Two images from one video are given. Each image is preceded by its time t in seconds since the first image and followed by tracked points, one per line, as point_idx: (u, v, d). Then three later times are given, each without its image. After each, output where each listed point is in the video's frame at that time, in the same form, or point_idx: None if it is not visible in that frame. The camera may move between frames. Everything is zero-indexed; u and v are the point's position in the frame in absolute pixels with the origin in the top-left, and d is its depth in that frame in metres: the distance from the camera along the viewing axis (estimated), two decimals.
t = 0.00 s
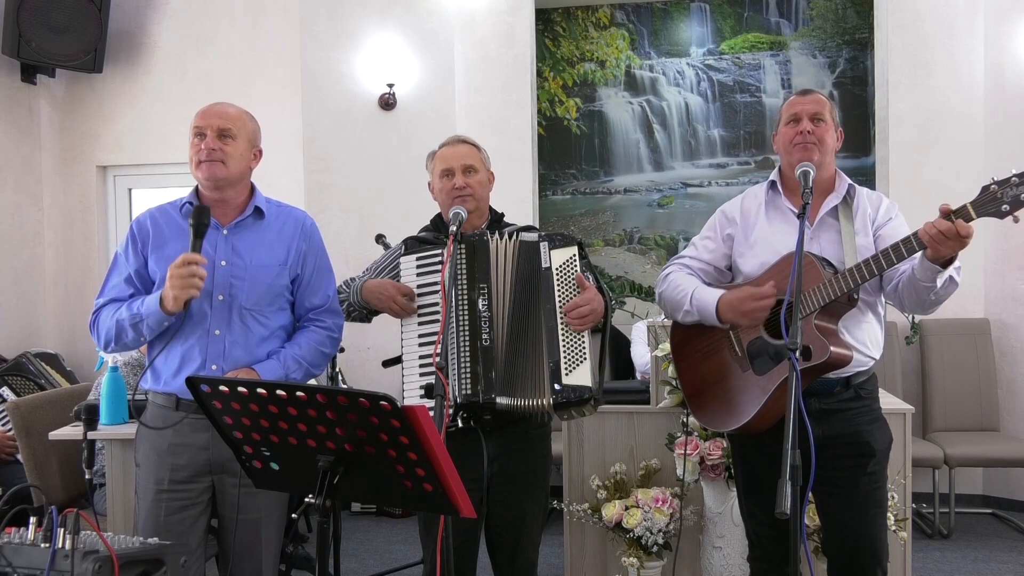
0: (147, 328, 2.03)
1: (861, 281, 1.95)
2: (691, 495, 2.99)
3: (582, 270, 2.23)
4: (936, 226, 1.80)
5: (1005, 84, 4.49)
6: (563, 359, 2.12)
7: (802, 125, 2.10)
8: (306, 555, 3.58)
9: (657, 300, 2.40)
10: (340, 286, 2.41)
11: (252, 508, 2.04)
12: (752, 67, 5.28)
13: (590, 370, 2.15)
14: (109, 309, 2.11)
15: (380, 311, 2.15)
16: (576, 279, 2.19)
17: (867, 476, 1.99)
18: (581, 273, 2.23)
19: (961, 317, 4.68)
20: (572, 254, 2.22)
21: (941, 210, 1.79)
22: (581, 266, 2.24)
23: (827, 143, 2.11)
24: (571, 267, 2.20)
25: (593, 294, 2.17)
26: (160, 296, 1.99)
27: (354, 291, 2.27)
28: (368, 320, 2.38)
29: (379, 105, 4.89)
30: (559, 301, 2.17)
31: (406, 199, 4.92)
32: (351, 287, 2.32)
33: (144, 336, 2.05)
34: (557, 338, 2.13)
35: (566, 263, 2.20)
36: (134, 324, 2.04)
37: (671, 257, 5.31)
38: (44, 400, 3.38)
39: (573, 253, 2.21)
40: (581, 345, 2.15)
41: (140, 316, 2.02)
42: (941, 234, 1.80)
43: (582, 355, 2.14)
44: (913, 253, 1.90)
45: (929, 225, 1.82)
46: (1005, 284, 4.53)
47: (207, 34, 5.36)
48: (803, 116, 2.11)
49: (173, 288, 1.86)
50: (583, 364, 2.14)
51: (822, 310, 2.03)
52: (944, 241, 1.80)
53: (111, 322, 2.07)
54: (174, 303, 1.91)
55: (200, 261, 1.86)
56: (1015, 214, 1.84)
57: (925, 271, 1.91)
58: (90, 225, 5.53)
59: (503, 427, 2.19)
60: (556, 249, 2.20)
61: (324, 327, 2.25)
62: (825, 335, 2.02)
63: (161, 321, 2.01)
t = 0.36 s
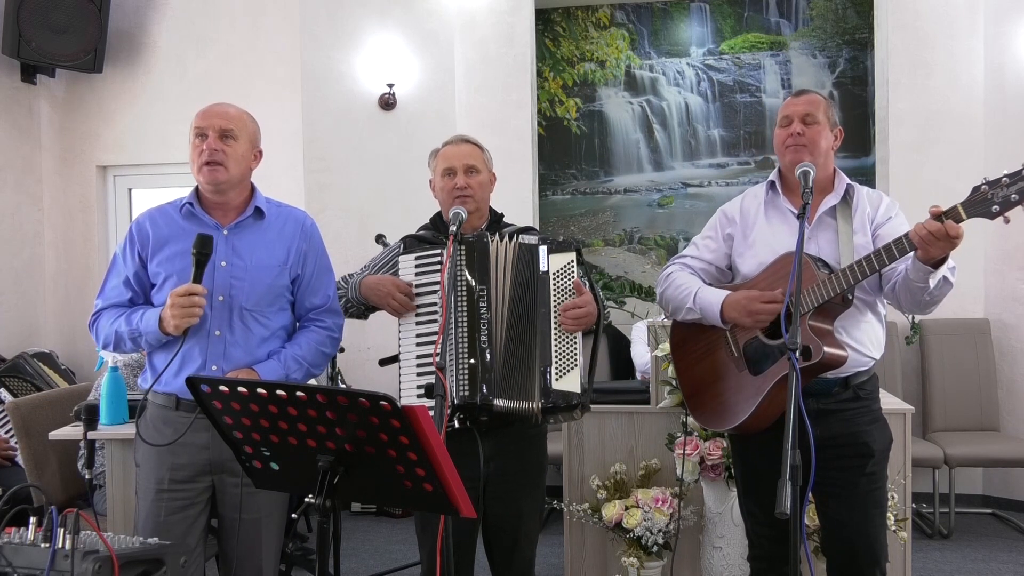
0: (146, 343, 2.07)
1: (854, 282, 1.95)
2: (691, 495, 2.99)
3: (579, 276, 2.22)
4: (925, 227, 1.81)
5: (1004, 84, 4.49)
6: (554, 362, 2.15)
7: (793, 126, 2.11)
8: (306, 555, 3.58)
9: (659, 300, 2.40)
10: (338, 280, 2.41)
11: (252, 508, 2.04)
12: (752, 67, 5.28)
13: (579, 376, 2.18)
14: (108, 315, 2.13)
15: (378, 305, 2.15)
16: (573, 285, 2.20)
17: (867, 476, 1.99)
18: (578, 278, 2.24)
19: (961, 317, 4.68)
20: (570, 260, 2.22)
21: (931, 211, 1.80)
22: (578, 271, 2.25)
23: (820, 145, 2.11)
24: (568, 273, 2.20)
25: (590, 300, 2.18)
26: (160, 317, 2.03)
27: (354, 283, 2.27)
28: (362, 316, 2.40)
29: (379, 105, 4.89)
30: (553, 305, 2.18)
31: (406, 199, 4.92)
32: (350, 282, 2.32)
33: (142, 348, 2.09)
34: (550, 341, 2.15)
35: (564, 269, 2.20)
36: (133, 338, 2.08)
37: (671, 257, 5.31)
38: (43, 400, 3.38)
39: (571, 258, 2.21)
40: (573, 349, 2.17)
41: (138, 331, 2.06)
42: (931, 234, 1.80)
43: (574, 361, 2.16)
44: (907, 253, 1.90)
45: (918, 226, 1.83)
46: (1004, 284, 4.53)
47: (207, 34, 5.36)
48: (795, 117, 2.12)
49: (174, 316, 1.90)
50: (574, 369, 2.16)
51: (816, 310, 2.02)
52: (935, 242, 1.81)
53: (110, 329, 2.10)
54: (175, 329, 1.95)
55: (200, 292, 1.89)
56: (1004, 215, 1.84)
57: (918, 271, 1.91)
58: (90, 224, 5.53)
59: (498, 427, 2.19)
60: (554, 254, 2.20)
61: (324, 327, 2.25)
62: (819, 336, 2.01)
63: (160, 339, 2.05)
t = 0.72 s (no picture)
0: (143, 329, 2.03)
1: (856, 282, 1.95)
2: (691, 495, 2.99)
3: (576, 286, 2.26)
4: (928, 228, 1.81)
5: (1005, 84, 4.50)
6: (543, 368, 2.16)
7: (777, 133, 2.12)
8: (305, 555, 3.58)
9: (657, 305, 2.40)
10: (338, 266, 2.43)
11: (251, 507, 2.04)
12: (752, 67, 5.28)
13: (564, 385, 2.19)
14: (104, 308, 2.12)
15: (373, 284, 2.15)
16: (569, 294, 2.23)
17: (867, 473, 2.00)
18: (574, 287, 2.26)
19: (961, 317, 4.68)
20: (568, 269, 2.25)
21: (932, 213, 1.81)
22: (575, 280, 2.27)
23: (805, 150, 2.11)
24: (565, 281, 2.22)
25: (583, 310, 2.21)
26: (157, 297, 1.99)
27: (353, 264, 2.30)
28: (351, 310, 2.43)
29: (379, 105, 4.89)
30: (548, 311, 2.20)
31: (406, 199, 4.92)
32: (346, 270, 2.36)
33: (140, 336, 2.04)
34: (540, 346, 2.17)
35: (561, 277, 2.22)
36: (130, 324, 2.03)
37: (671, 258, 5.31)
38: (44, 400, 3.38)
39: (570, 267, 2.24)
40: (561, 357, 2.18)
41: (136, 315, 2.02)
42: (934, 235, 1.80)
43: (561, 368, 2.18)
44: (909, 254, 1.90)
45: (921, 227, 1.83)
46: (1004, 284, 4.53)
47: (207, 34, 5.36)
48: (779, 122, 2.12)
49: (171, 288, 1.87)
50: (561, 376, 2.17)
51: (818, 313, 2.03)
52: (938, 243, 1.80)
53: (107, 321, 2.07)
54: (173, 304, 1.92)
55: (197, 263, 1.88)
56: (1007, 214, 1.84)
57: (920, 271, 1.91)
58: (90, 224, 5.53)
59: (492, 427, 2.19)
60: (553, 259, 2.23)
61: (323, 323, 2.25)
62: (823, 337, 2.01)
63: (157, 320, 2.00)
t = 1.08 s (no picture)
0: (144, 316, 2.00)
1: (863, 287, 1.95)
2: (691, 495, 2.99)
3: (569, 288, 2.25)
4: (943, 235, 1.81)
5: (1005, 84, 4.50)
6: (535, 370, 2.15)
7: (773, 138, 2.12)
8: (306, 555, 3.58)
9: (655, 315, 2.37)
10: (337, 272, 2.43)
11: (252, 507, 2.04)
12: (752, 67, 5.28)
13: (556, 387, 2.19)
14: (103, 303, 2.10)
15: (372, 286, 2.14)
16: (563, 297, 2.22)
17: (867, 467, 2.00)
18: (568, 291, 2.26)
19: (961, 317, 4.68)
20: (562, 271, 2.24)
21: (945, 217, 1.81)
22: (569, 282, 2.27)
23: (800, 154, 2.13)
24: (560, 283, 2.22)
25: (575, 314, 2.20)
26: (156, 280, 1.98)
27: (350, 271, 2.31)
28: (350, 314, 2.42)
29: (379, 105, 4.89)
30: (541, 314, 2.19)
31: (406, 199, 4.93)
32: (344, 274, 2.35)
33: (140, 325, 2.02)
34: (534, 349, 2.16)
35: (556, 278, 2.22)
36: (130, 312, 2.01)
37: (671, 258, 5.31)
38: (44, 399, 3.38)
39: (565, 269, 2.23)
40: (554, 359, 2.18)
41: (135, 303, 2.00)
42: (952, 242, 1.80)
43: (553, 370, 2.17)
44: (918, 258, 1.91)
45: (937, 233, 1.82)
46: (1004, 284, 4.53)
47: (207, 34, 5.36)
48: (774, 126, 2.12)
49: (169, 264, 1.87)
50: (553, 377, 2.17)
51: (828, 318, 2.02)
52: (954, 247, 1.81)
53: (107, 315, 2.06)
54: (170, 281, 1.91)
55: (193, 239, 1.88)
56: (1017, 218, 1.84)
57: (932, 271, 1.93)
58: (90, 224, 5.53)
59: (487, 427, 2.19)
60: (549, 261, 2.22)
61: (323, 322, 2.25)
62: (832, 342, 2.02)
63: (157, 305, 1.98)
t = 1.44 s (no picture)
0: (144, 309, 2.00)
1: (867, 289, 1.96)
2: (691, 495, 2.99)
3: (571, 285, 2.25)
4: (953, 238, 1.81)
5: (1005, 84, 4.50)
6: (535, 367, 2.14)
7: (788, 132, 2.11)
8: (306, 555, 3.58)
9: (662, 305, 2.39)
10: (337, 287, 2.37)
11: (252, 507, 2.04)
12: (752, 67, 5.28)
13: (557, 385, 2.17)
14: (103, 300, 2.11)
15: (379, 308, 2.14)
16: (564, 294, 2.22)
17: (868, 468, 2.00)
18: (570, 289, 2.26)
19: (961, 317, 4.68)
20: (564, 269, 2.23)
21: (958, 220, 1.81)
22: (571, 280, 2.27)
23: (813, 150, 2.11)
24: (561, 281, 2.21)
25: (577, 312, 2.19)
26: (156, 272, 1.98)
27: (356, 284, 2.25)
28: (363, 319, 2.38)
29: (379, 105, 4.89)
30: (542, 314, 2.18)
31: (406, 199, 4.92)
32: (351, 286, 2.28)
33: (140, 319, 2.02)
34: (535, 347, 2.15)
35: (558, 276, 2.21)
36: (131, 305, 2.01)
37: (671, 258, 5.31)
38: (44, 399, 3.38)
39: (566, 267, 2.23)
40: (554, 358, 2.17)
41: (135, 295, 2.00)
42: (960, 243, 1.80)
43: (554, 368, 2.16)
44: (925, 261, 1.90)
45: (946, 236, 1.82)
46: (1005, 284, 4.53)
47: (207, 34, 5.36)
48: (789, 122, 2.11)
49: (169, 253, 1.87)
50: (554, 374, 2.16)
51: (834, 317, 2.03)
52: (962, 251, 1.81)
53: (107, 310, 2.05)
54: (170, 273, 1.91)
55: (194, 229, 1.88)
56: None
57: (938, 276, 1.92)
58: (90, 224, 5.53)
59: (493, 427, 2.19)
60: (552, 259, 2.22)
61: (322, 323, 2.26)
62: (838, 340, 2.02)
63: (158, 298, 1.99)
